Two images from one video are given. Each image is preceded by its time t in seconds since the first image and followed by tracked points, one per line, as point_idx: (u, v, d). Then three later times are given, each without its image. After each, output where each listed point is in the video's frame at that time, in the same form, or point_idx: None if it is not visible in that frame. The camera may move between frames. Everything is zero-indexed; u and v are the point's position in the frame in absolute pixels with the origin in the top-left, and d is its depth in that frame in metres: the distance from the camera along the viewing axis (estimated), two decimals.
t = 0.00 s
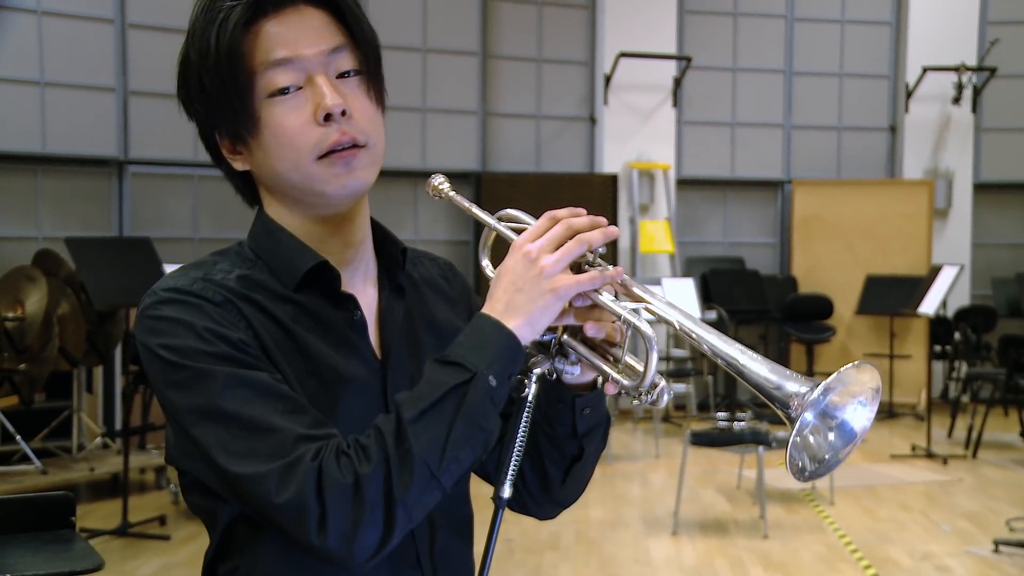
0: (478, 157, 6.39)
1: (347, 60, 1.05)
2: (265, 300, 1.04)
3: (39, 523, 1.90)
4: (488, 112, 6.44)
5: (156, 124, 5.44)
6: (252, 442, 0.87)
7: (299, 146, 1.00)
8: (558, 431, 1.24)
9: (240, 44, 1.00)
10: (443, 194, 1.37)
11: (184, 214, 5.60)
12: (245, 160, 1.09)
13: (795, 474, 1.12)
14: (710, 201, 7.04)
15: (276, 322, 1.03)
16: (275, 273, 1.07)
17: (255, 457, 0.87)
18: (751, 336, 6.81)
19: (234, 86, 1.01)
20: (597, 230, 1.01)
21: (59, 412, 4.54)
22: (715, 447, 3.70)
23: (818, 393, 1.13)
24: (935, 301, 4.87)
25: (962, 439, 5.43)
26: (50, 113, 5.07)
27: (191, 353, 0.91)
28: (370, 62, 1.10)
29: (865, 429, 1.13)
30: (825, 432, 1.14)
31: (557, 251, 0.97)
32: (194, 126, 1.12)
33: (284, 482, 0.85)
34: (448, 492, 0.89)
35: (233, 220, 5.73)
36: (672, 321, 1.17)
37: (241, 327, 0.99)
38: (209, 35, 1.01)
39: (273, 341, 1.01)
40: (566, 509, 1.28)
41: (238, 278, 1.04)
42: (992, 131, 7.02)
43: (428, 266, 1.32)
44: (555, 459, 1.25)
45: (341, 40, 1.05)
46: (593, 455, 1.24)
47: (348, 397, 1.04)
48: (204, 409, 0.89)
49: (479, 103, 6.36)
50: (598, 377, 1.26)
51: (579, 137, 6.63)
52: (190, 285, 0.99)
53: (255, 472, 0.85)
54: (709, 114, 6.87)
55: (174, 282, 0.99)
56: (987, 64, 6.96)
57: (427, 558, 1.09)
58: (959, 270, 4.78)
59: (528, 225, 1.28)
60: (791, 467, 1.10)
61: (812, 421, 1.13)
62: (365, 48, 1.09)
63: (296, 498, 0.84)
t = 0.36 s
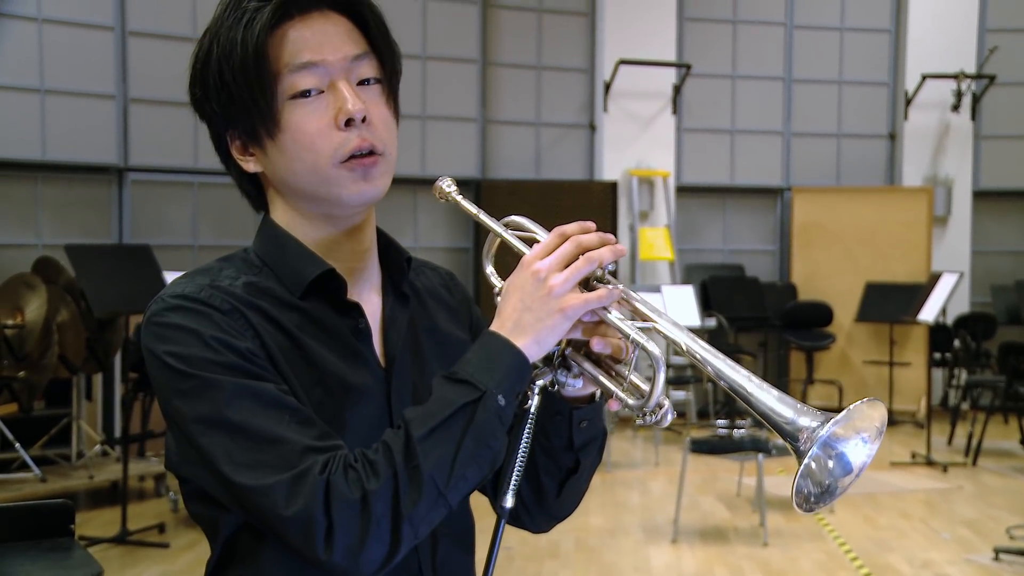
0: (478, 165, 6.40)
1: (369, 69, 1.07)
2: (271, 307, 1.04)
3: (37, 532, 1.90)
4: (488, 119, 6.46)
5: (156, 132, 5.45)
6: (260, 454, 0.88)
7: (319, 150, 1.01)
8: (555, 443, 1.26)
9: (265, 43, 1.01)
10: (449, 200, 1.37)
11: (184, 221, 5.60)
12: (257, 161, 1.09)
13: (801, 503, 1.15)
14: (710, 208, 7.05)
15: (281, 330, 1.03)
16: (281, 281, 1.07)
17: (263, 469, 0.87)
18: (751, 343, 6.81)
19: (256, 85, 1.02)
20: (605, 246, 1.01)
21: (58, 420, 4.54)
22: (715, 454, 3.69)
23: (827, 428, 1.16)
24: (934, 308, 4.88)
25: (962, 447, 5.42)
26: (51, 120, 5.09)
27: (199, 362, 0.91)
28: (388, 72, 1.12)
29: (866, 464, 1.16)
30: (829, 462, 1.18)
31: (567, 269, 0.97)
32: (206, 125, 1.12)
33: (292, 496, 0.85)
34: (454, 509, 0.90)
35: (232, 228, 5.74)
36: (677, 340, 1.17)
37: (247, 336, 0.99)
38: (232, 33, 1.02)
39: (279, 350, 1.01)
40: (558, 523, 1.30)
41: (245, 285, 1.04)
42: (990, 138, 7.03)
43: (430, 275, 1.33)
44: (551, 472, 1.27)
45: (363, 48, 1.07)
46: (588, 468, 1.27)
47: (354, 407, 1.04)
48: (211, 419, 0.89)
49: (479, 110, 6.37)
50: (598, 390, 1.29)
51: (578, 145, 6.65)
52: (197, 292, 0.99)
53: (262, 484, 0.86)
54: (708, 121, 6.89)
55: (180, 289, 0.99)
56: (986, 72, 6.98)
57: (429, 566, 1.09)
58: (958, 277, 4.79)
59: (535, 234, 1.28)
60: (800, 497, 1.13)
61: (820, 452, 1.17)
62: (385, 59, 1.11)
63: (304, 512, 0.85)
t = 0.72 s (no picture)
0: (476, 174, 6.42)
1: (384, 87, 1.08)
2: (267, 317, 1.04)
3: (34, 542, 1.89)
4: (487, 129, 6.48)
5: (155, 141, 5.45)
6: (256, 464, 0.88)
7: (327, 165, 1.02)
8: (554, 454, 1.26)
9: (285, 52, 1.01)
10: (448, 212, 1.39)
11: (183, 230, 5.60)
12: (262, 165, 1.09)
13: (799, 514, 1.16)
14: (708, 217, 7.07)
15: (279, 339, 1.03)
16: (278, 291, 1.08)
17: (259, 479, 0.87)
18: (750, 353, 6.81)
19: (270, 91, 1.02)
20: (603, 259, 1.01)
21: (56, 429, 4.53)
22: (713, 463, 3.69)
23: (825, 438, 1.16)
24: (932, 317, 4.88)
25: (960, 456, 5.41)
26: (49, 129, 5.10)
27: (196, 373, 0.91)
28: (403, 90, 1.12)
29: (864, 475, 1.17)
30: (827, 473, 1.19)
31: (565, 282, 0.98)
32: (213, 121, 1.12)
33: (287, 507, 0.85)
34: (449, 520, 0.90)
35: (230, 237, 5.74)
36: (674, 350, 1.17)
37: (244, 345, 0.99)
38: (254, 38, 1.02)
39: (275, 359, 1.02)
40: (555, 533, 1.30)
41: (243, 295, 1.04)
42: (987, 148, 7.06)
43: (427, 286, 1.33)
44: (549, 483, 1.27)
45: (380, 66, 1.08)
46: (587, 479, 1.27)
47: (352, 417, 1.04)
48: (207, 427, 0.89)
49: (477, 119, 6.39)
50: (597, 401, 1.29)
51: (577, 154, 6.67)
52: (195, 301, 0.99)
53: (257, 494, 0.86)
54: (706, 131, 6.91)
55: (177, 299, 1.00)
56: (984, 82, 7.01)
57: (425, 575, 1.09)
58: (956, 287, 4.79)
59: (535, 246, 1.30)
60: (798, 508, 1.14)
61: (817, 462, 1.17)
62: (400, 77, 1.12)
63: (299, 523, 0.84)
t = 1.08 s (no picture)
0: (474, 184, 6.43)
1: (389, 107, 1.09)
2: (265, 326, 1.04)
3: (31, 552, 1.88)
4: (485, 138, 6.50)
5: (154, 150, 5.46)
6: (253, 473, 0.88)
7: (330, 183, 1.03)
8: (555, 465, 1.26)
9: (295, 66, 1.02)
10: (446, 224, 1.40)
11: (181, 240, 5.60)
12: (263, 174, 1.09)
13: (806, 524, 1.16)
14: (706, 227, 7.08)
15: (277, 349, 1.04)
16: (276, 301, 1.08)
17: (256, 488, 0.87)
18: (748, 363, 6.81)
19: (278, 103, 1.02)
20: (604, 271, 1.02)
21: (53, 439, 4.52)
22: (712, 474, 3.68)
23: (831, 447, 1.17)
24: (931, 327, 4.88)
25: (959, 467, 5.41)
26: (48, 139, 5.11)
27: (194, 382, 0.92)
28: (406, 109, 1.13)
29: (869, 483, 1.17)
30: (833, 481, 1.18)
31: (566, 294, 0.98)
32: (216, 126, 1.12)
33: (285, 516, 0.85)
34: (448, 532, 0.90)
35: (229, 247, 5.74)
36: (677, 360, 1.17)
37: (242, 354, 0.99)
38: (264, 49, 1.02)
39: (274, 369, 1.02)
40: (554, 545, 1.30)
41: (241, 305, 1.04)
42: (985, 158, 7.08)
43: (424, 297, 1.34)
44: (550, 494, 1.27)
45: (387, 85, 1.09)
46: (588, 490, 1.28)
47: (351, 427, 1.04)
48: (204, 437, 0.89)
49: (476, 129, 6.41)
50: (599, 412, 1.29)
51: (575, 164, 6.69)
52: (193, 311, 0.99)
53: (253, 503, 0.86)
54: (704, 141, 6.92)
55: (175, 308, 1.00)
56: (981, 92, 7.04)
57: None
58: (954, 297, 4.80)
59: (535, 258, 1.30)
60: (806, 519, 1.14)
61: (824, 471, 1.17)
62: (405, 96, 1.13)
63: (297, 532, 0.85)
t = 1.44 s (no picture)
0: (474, 195, 6.44)
1: (389, 122, 1.10)
2: (260, 337, 1.05)
3: (32, 563, 1.87)
4: (484, 150, 6.52)
5: (153, 161, 5.48)
6: (241, 481, 0.88)
7: (332, 198, 1.03)
8: (556, 476, 1.26)
9: (299, 82, 1.02)
10: (440, 238, 1.41)
11: (180, 251, 5.60)
12: (262, 187, 1.10)
13: (812, 529, 1.15)
14: (705, 238, 7.09)
15: (272, 359, 1.04)
16: (272, 311, 1.08)
17: (243, 496, 0.87)
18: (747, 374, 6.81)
19: (280, 119, 1.02)
20: (604, 282, 1.03)
21: (51, 451, 4.51)
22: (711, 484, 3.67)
23: (834, 451, 1.17)
24: (929, 338, 4.88)
25: (958, 478, 5.40)
26: (47, 150, 5.13)
27: (187, 392, 0.92)
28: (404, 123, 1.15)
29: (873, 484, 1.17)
30: (836, 485, 1.18)
31: (565, 303, 0.99)
32: (212, 139, 1.12)
33: (272, 523, 0.85)
34: (438, 539, 0.89)
35: (227, 257, 5.73)
36: (676, 369, 1.17)
37: (236, 364, 1.00)
38: (267, 65, 1.02)
39: (269, 379, 1.02)
40: (556, 555, 1.30)
41: (237, 316, 1.05)
42: (982, 169, 7.10)
43: (419, 308, 1.34)
44: (551, 504, 1.27)
45: (388, 101, 1.10)
46: (589, 500, 1.28)
47: (344, 435, 1.05)
48: (196, 446, 0.89)
49: (475, 141, 6.43)
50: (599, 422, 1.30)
51: (574, 175, 6.71)
52: (188, 322, 1.00)
53: (241, 510, 0.86)
54: (703, 152, 6.94)
55: (172, 319, 1.00)
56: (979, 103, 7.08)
57: None
58: (952, 307, 4.80)
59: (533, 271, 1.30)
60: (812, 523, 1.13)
61: (827, 476, 1.17)
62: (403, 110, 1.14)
63: (283, 540, 0.84)
